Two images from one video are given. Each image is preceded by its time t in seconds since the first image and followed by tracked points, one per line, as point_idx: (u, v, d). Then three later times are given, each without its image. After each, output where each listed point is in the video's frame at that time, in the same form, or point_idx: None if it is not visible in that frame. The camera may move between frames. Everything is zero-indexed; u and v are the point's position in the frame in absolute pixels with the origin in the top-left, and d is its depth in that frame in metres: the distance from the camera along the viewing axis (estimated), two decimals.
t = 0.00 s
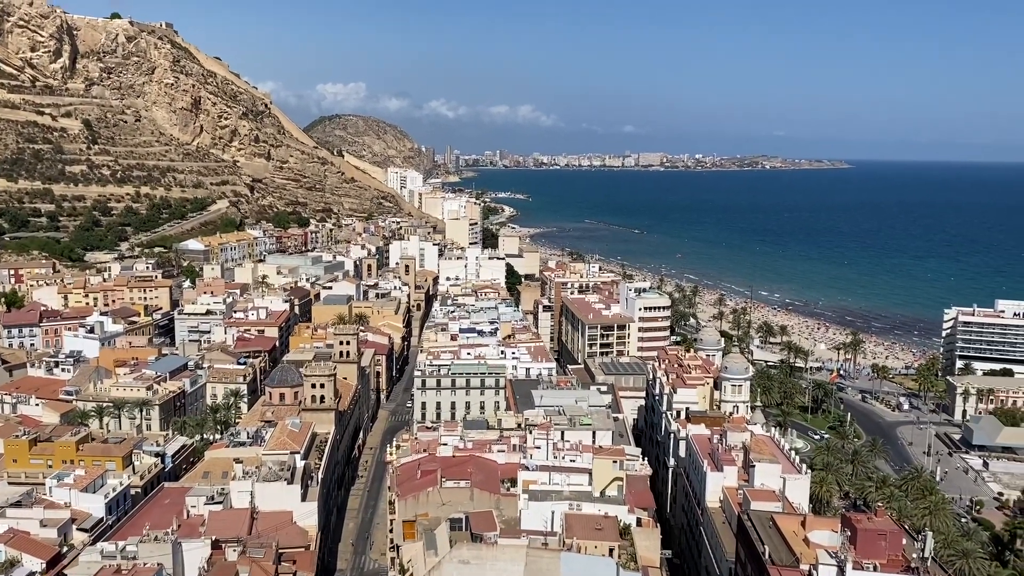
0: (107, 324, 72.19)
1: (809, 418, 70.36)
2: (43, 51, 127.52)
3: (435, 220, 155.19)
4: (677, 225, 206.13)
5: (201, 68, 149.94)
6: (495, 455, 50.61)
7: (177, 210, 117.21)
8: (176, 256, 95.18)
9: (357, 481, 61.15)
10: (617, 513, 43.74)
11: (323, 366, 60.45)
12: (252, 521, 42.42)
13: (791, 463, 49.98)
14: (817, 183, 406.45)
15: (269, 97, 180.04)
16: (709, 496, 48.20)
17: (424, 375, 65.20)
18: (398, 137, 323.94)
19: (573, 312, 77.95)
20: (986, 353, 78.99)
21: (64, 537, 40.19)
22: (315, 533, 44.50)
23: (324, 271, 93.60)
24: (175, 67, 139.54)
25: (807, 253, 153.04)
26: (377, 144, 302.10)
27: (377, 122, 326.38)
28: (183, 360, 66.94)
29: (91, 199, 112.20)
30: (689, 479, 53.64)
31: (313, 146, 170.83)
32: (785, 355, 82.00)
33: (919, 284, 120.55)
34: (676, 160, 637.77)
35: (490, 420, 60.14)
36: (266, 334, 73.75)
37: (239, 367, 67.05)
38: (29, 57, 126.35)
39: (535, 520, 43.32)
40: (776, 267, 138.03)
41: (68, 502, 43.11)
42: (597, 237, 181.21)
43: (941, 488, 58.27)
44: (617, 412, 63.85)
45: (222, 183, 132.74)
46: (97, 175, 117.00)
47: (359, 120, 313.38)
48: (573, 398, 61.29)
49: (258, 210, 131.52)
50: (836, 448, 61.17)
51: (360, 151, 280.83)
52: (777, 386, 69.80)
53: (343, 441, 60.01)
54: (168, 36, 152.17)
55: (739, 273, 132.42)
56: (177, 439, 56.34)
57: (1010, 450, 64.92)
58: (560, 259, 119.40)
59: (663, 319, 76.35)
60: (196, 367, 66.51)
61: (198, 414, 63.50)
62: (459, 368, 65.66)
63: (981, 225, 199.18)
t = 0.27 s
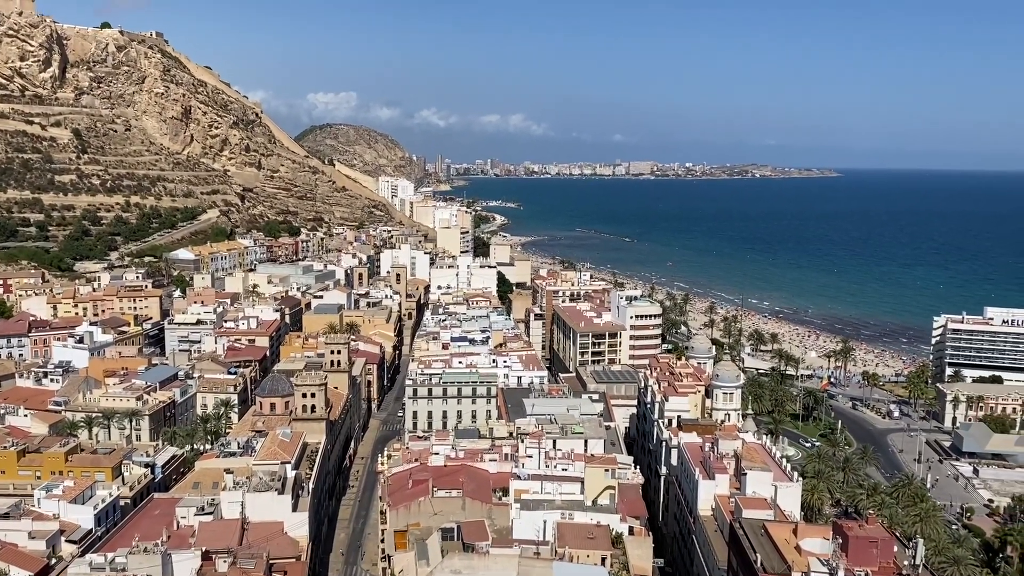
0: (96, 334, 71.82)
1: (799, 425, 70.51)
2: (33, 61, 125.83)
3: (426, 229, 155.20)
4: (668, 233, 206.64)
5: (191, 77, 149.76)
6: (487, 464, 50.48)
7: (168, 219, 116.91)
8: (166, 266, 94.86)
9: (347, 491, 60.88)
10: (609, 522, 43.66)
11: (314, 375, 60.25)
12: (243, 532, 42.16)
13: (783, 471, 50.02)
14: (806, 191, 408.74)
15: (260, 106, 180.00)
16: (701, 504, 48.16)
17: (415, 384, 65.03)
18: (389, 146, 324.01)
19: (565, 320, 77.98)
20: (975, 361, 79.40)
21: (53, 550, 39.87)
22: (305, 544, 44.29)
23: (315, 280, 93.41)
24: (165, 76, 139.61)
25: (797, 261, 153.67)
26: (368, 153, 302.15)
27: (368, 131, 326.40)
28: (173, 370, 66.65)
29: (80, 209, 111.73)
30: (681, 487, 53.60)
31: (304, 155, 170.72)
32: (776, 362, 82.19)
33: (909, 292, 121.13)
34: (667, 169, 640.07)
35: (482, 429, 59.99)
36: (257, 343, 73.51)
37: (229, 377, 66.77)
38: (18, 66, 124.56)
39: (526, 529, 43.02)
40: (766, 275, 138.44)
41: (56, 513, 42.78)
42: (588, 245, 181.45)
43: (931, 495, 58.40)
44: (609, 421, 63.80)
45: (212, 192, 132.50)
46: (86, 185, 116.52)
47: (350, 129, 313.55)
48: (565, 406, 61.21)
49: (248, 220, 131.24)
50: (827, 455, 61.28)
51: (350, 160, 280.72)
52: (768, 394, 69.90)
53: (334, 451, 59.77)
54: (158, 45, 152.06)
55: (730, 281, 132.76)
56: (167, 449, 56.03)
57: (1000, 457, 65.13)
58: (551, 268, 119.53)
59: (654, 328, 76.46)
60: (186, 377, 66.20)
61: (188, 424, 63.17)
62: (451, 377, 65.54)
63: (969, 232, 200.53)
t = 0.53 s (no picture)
0: (86, 345, 71.43)
1: (791, 434, 70.55)
2: (23, 71, 125.64)
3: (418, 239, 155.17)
4: (660, 243, 207.14)
5: (182, 88, 149.61)
6: (479, 475, 50.29)
7: (158, 230, 116.62)
8: (156, 276, 94.57)
9: (339, 502, 60.56)
10: (602, 533, 43.52)
11: (305, 386, 59.99)
12: (233, 544, 41.84)
13: (775, 480, 49.97)
14: (798, 201, 410.60)
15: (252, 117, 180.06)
16: (693, 514, 48.07)
17: (407, 395, 64.85)
18: (381, 157, 324.27)
19: (557, 330, 77.96)
20: (965, 369, 79.68)
21: (42, 563, 39.54)
22: (297, 556, 44.01)
23: (306, 290, 93.23)
24: (156, 87, 139.62)
25: (788, 270, 154.18)
26: (360, 164, 302.31)
27: (360, 141, 326.69)
28: (164, 381, 66.31)
29: (71, 220, 111.33)
30: (673, 497, 53.48)
31: (295, 166, 170.62)
32: (767, 371, 82.32)
33: (899, 301, 121.55)
34: (659, 179, 642.23)
35: (474, 440, 59.80)
36: (248, 354, 73.23)
37: (220, 388, 66.44)
38: (8, 77, 124.53)
39: (519, 539, 43.02)
40: (757, 284, 138.82)
41: (45, 526, 42.43)
42: (580, 255, 181.72)
43: (924, 504, 58.38)
44: (602, 431, 63.73)
45: (203, 203, 132.16)
46: (77, 196, 116.08)
47: (341, 140, 313.87)
48: (557, 416, 61.08)
49: (239, 230, 130.95)
50: (819, 464, 61.25)
51: (342, 171, 280.63)
52: (760, 403, 69.97)
53: (325, 462, 59.50)
54: (149, 56, 151.99)
55: (721, 291, 133.11)
56: (157, 461, 55.66)
57: (991, 465, 65.27)
58: (543, 277, 119.60)
59: (646, 337, 76.51)
60: (177, 389, 65.89)
61: (179, 436, 62.83)
62: (443, 388, 65.39)
63: (959, 241, 201.73)
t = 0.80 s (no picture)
0: (76, 358, 71.05)
1: (784, 444, 70.61)
2: (14, 83, 125.27)
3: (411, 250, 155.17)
4: (652, 253, 207.56)
5: (174, 99, 149.36)
6: (471, 487, 50.09)
7: (150, 242, 116.37)
8: (147, 288, 94.26)
9: (331, 515, 60.23)
10: (596, 544, 43.21)
11: (297, 398, 59.75)
12: (225, 557, 41.53)
13: (768, 490, 49.91)
14: (789, 211, 412.41)
15: (244, 128, 180.02)
16: (686, 524, 47.90)
17: (399, 406, 64.65)
18: (373, 168, 324.51)
19: (549, 340, 77.96)
20: (956, 378, 79.94)
21: None
22: (288, 569, 43.76)
23: (298, 301, 93.05)
24: (148, 99, 138.74)
25: (779, 280, 154.72)
26: (352, 175, 302.30)
27: (352, 152, 326.96)
28: (154, 393, 65.97)
29: (61, 232, 110.97)
30: (667, 507, 53.36)
31: (287, 177, 170.44)
32: (759, 381, 82.44)
33: (890, 310, 122.05)
34: (651, 189, 643.86)
35: (467, 451, 59.60)
36: (239, 366, 72.97)
37: (211, 400, 66.11)
38: None
39: (512, 551, 42.76)
40: (749, 294, 139.20)
41: (34, 540, 42.07)
42: (573, 265, 181.97)
43: (916, 513, 58.44)
44: (594, 441, 63.64)
45: (195, 214, 131.89)
46: (67, 208, 115.74)
47: (333, 151, 313.90)
48: (550, 427, 60.98)
49: (231, 241, 130.70)
50: (811, 474, 61.25)
51: (334, 182, 280.74)
52: (752, 413, 70.02)
53: (317, 474, 59.22)
54: (141, 68, 151.85)
55: (713, 300, 133.39)
56: (148, 474, 55.30)
57: (983, 474, 65.39)
58: (535, 288, 119.67)
59: (638, 348, 76.56)
60: (168, 401, 65.54)
61: (170, 449, 62.47)
62: (435, 399, 65.25)
63: (948, 251, 202.95)
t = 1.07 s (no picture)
0: (66, 369, 70.63)
1: (776, 454, 70.63)
2: (4, 94, 124.95)
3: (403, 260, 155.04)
4: (644, 263, 207.86)
5: (165, 110, 149.33)
6: (464, 498, 49.88)
7: (140, 253, 116.09)
8: (138, 299, 93.91)
9: (322, 527, 59.86)
10: (589, 555, 43.14)
11: (288, 410, 59.49)
12: (216, 570, 41.20)
13: (761, 500, 49.88)
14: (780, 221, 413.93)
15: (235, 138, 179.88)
16: (679, 535, 47.73)
17: (392, 417, 64.44)
18: (364, 178, 324.45)
19: (542, 350, 77.91)
20: (947, 387, 80.22)
21: None
22: None
23: (290, 312, 92.82)
24: (139, 109, 139.36)
25: (770, 290, 155.32)
26: (344, 185, 302.16)
27: (344, 163, 326.85)
28: (145, 405, 65.57)
29: (51, 243, 110.64)
30: (660, 518, 53.23)
31: (278, 188, 170.22)
32: (751, 391, 82.52)
33: (881, 319, 122.44)
34: (643, 199, 645.41)
35: (459, 462, 59.38)
36: (230, 377, 72.66)
37: (202, 412, 65.74)
38: None
39: (505, 562, 42.85)
40: (740, 303, 139.46)
41: (23, 554, 41.63)
42: (566, 275, 182.01)
43: (908, 522, 58.50)
44: (587, 451, 63.53)
45: (186, 226, 131.64)
46: (58, 219, 115.48)
47: (325, 161, 313.87)
48: (543, 437, 60.83)
49: (222, 252, 130.40)
50: (804, 483, 61.18)
51: (326, 192, 280.70)
52: (745, 423, 70.06)
53: (309, 486, 58.88)
54: (132, 79, 151.73)
55: (705, 310, 133.56)
56: (138, 486, 54.90)
57: (975, 483, 65.52)
58: (527, 298, 119.65)
59: (631, 358, 76.59)
60: (158, 413, 65.14)
61: (160, 461, 62.06)
62: (427, 409, 65.06)
63: (938, 260, 204.17)
